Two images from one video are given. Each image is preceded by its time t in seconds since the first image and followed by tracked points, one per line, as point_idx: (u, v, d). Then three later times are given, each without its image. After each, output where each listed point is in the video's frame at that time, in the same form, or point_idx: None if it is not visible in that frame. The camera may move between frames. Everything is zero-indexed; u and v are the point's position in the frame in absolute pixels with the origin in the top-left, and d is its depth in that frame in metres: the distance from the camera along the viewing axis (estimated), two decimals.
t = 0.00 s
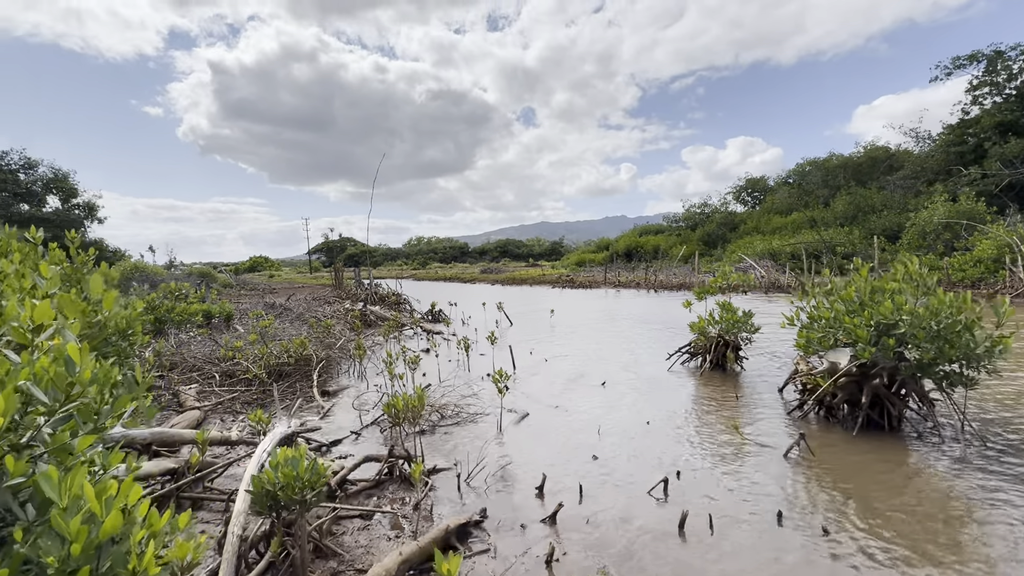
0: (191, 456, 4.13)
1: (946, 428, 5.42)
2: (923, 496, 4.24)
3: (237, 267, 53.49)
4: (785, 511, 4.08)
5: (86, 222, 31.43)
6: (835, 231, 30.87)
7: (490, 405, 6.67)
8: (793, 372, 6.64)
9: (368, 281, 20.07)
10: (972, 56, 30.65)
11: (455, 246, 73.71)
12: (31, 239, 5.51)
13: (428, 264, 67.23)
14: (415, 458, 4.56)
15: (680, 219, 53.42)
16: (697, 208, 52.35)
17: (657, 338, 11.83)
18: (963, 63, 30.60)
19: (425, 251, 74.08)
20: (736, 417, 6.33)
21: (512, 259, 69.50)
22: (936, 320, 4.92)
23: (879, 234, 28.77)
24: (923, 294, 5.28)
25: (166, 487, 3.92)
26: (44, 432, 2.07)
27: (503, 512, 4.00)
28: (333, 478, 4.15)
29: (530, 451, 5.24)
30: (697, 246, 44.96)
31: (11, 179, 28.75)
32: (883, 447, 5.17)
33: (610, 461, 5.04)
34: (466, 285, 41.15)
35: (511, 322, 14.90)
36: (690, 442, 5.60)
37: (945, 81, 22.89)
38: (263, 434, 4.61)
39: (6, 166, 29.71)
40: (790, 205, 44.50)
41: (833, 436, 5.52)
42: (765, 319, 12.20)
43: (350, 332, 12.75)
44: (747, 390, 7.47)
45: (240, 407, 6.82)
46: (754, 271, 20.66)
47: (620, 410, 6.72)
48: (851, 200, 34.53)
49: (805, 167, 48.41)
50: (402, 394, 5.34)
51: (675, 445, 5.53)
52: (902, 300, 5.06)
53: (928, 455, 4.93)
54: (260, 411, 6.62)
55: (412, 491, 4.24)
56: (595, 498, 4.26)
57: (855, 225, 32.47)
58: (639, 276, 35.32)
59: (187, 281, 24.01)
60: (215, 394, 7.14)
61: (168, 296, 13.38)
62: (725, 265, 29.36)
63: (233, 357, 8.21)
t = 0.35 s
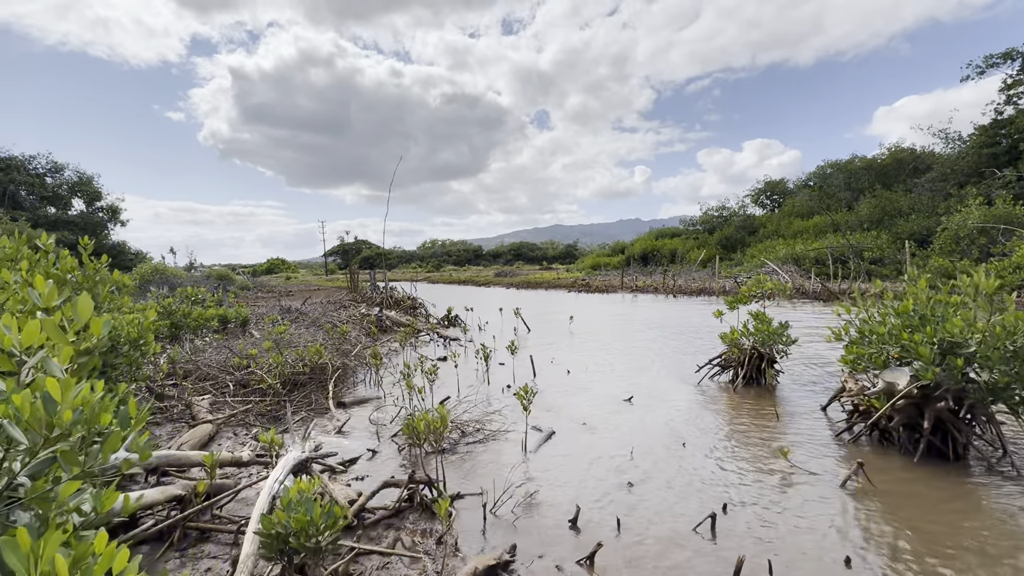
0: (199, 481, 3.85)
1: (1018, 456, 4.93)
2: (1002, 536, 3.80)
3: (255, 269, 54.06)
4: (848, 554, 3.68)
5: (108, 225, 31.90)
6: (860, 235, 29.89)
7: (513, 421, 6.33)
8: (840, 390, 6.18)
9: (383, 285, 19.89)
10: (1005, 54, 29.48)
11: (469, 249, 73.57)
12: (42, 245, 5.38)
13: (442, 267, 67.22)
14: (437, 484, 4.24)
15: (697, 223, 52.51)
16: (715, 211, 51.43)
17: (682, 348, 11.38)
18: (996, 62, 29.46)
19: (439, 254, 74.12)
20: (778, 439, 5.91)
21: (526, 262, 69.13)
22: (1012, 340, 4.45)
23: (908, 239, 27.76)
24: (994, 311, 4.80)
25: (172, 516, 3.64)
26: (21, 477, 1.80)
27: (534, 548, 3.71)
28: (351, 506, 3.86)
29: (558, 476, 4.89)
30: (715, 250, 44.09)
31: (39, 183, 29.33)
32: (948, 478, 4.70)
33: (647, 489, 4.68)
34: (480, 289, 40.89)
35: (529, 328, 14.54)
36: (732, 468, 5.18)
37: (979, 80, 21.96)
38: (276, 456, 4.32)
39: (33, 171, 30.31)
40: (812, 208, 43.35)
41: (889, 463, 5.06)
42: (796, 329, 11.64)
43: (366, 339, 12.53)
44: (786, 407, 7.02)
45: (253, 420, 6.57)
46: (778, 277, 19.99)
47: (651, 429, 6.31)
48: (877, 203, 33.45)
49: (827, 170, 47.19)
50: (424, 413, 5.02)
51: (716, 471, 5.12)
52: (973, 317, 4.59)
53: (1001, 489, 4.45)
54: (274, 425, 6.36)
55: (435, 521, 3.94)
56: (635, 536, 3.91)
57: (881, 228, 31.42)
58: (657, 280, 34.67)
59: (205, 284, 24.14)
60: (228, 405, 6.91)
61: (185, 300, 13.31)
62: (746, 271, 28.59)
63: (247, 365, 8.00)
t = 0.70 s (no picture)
0: (206, 490, 3.71)
1: None
2: None
3: (271, 269, 54.71)
4: None
5: (130, 225, 32.47)
6: (883, 238, 29.07)
7: (529, 429, 6.12)
8: (874, 401, 5.87)
9: (397, 286, 19.83)
10: None
11: (482, 251, 73.55)
12: (53, 246, 5.36)
13: (455, 268, 67.26)
14: (452, 497, 4.06)
15: (713, 225, 51.72)
16: (731, 214, 50.67)
17: (701, 354, 11.07)
18: None
19: (453, 256, 74.24)
20: (809, 451, 5.62)
21: (539, 263, 68.87)
22: None
23: (933, 242, 26.93)
24: None
25: (178, 526, 3.52)
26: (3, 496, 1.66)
27: (554, 568, 3.50)
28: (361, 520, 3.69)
29: (577, 490, 4.67)
30: (732, 253, 43.34)
31: (64, 185, 30.00)
32: (998, 498, 4.37)
33: (672, 504, 4.45)
34: (493, 291, 40.68)
35: (543, 332, 14.33)
36: (761, 482, 4.91)
37: (1009, 78, 21.44)
38: (286, 464, 4.16)
39: (59, 172, 30.99)
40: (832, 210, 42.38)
41: (931, 480, 4.74)
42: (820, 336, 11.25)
43: (379, 341, 12.44)
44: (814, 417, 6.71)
45: (265, 423, 6.48)
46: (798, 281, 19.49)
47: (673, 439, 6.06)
48: (901, 206, 32.54)
49: (847, 172, 46.14)
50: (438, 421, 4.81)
51: (743, 485, 4.86)
52: None
53: None
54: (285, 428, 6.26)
55: (449, 535, 3.75)
56: (661, 554, 3.70)
57: (904, 232, 30.55)
58: (672, 283, 34.17)
59: (221, 284, 24.34)
60: (239, 408, 6.81)
61: (200, 301, 13.35)
62: (764, 274, 27.99)
63: (259, 367, 7.92)
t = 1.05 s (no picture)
0: (196, 502, 3.48)
1: None
2: None
3: (285, 268, 55.10)
4: None
5: (148, 224, 32.84)
6: (906, 241, 28.19)
7: (541, 438, 5.84)
8: (910, 414, 5.47)
9: (408, 286, 19.70)
10: None
11: (494, 251, 73.35)
12: (54, 243, 5.27)
13: (467, 269, 67.19)
14: (459, 513, 3.79)
15: (729, 227, 50.88)
16: (747, 216, 49.79)
17: (718, 360, 10.69)
18: None
19: (465, 257, 74.14)
20: (842, 465, 5.25)
21: (551, 264, 68.47)
22: None
23: (959, 245, 26.05)
24: None
25: (166, 540, 3.30)
26: None
27: None
28: (360, 538, 3.45)
29: (593, 507, 4.37)
30: (748, 254, 42.53)
31: (85, 184, 30.42)
32: None
33: (694, 524, 4.14)
34: (505, 292, 40.42)
35: (555, 334, 14.03)
36: (791, 501, 4.56)
37: None
38: (283, 474, 3.91)
39: (80, 171, 31.45)
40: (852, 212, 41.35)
41: (979, 504, 4.34)
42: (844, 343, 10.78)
43: (389, 342, 12.25)
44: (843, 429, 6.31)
45: (268, 426, 6.28)
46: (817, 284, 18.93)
47: (694, 451, 5.73)
48: (925, 208, 31.58)
49: (868, 173, 45.06)
50: (445, 431, 4.53)
51: (772, 504, 4.51)
52: None
53: None
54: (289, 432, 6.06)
55: (453, 556, 3.48)
56: None
57: (929, 234, 29.64)
58: (686, 285, 33.58)
59: (235, 283, 24.44)
60: (243, 411, 6.63)
61: (211, 300, 13.30)
62: (781, 277, 27.33)
63: (265, 369, 7.75)
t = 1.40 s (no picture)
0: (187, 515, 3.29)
1: None
2: None
3: (297, 267, 55.37)
4: None
5: (163, 223, 33.17)
6: (928, 242, 27.42)
7: (552, 447, 5.60)
8: (947, 426, 5.13)
9: (418, 286, 19.57)
10: None
11: (505, 251, 73.08)
12: (52, 241, 5.15)
13: (477, 268, 67.10)
14: (464, 529, 3.56)
15: (743, 227, 50.11)
16: (762, 216, 48.96)
17: (735, 364, 10.37)
18: None
19: (475, 256, 73.98)
20: (872, 480, 4.93)
21: (562, 264, 68.07)
22: None
23: (983, 247, 25.26)
24: None
25: (155, 556, 3.11)
26: None
27: None
28: (359, 556, 3.23)
29: (608, 523, 4.11)
30: (763, 255, 41.79)
31: (102, 183, 30.77)
32: None
33: (715, 544, 3.87)
34: (516, 292, 40.18)
35: (566, 336, 13.78)
36: (820, 519, 4.25)
37: None
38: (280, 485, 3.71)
39: (98, 171, 31.79)
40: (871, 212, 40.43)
41: None
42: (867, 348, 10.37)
43: (397, 342, 12.09)
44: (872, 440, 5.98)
45: (271, 429, 6.11)
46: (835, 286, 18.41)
47: (715, 462, 5.44)
48: (947, 208, 30.73)
49: (886, 172, 44.07)
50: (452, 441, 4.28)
51: (801, 522, 4.21)
52: None
53: None
54: (292, 436, 5.89)
55: None
56: None
57: (951, 235, 28.81)
58: (699, 286, 33.05)
59: (246, 281, 24.52)
60: (247, 413, 6.48)
61: (220, 298, 13.26)
62: (798, 279, 26.75)
63: (270, 370, 7.61)
